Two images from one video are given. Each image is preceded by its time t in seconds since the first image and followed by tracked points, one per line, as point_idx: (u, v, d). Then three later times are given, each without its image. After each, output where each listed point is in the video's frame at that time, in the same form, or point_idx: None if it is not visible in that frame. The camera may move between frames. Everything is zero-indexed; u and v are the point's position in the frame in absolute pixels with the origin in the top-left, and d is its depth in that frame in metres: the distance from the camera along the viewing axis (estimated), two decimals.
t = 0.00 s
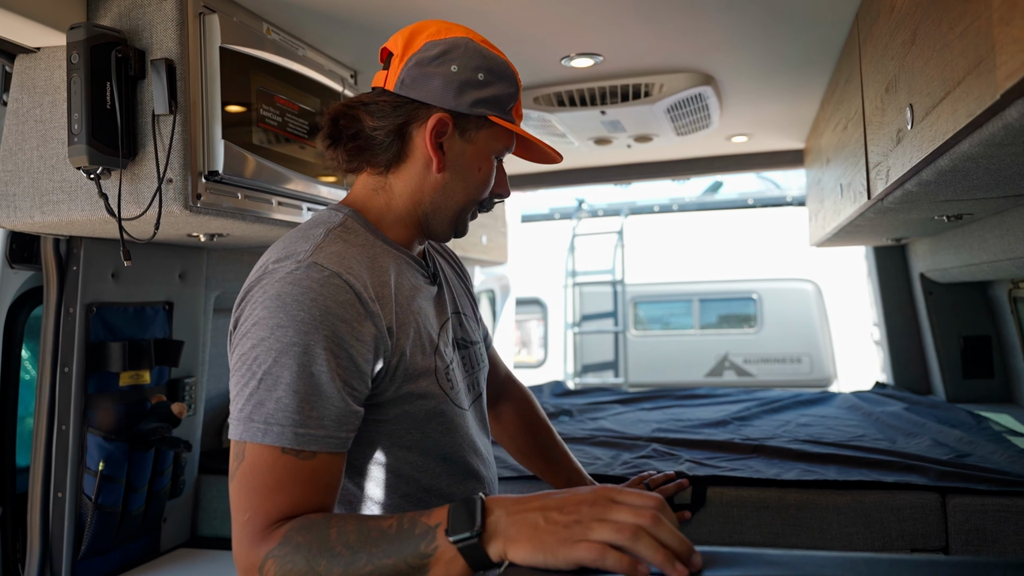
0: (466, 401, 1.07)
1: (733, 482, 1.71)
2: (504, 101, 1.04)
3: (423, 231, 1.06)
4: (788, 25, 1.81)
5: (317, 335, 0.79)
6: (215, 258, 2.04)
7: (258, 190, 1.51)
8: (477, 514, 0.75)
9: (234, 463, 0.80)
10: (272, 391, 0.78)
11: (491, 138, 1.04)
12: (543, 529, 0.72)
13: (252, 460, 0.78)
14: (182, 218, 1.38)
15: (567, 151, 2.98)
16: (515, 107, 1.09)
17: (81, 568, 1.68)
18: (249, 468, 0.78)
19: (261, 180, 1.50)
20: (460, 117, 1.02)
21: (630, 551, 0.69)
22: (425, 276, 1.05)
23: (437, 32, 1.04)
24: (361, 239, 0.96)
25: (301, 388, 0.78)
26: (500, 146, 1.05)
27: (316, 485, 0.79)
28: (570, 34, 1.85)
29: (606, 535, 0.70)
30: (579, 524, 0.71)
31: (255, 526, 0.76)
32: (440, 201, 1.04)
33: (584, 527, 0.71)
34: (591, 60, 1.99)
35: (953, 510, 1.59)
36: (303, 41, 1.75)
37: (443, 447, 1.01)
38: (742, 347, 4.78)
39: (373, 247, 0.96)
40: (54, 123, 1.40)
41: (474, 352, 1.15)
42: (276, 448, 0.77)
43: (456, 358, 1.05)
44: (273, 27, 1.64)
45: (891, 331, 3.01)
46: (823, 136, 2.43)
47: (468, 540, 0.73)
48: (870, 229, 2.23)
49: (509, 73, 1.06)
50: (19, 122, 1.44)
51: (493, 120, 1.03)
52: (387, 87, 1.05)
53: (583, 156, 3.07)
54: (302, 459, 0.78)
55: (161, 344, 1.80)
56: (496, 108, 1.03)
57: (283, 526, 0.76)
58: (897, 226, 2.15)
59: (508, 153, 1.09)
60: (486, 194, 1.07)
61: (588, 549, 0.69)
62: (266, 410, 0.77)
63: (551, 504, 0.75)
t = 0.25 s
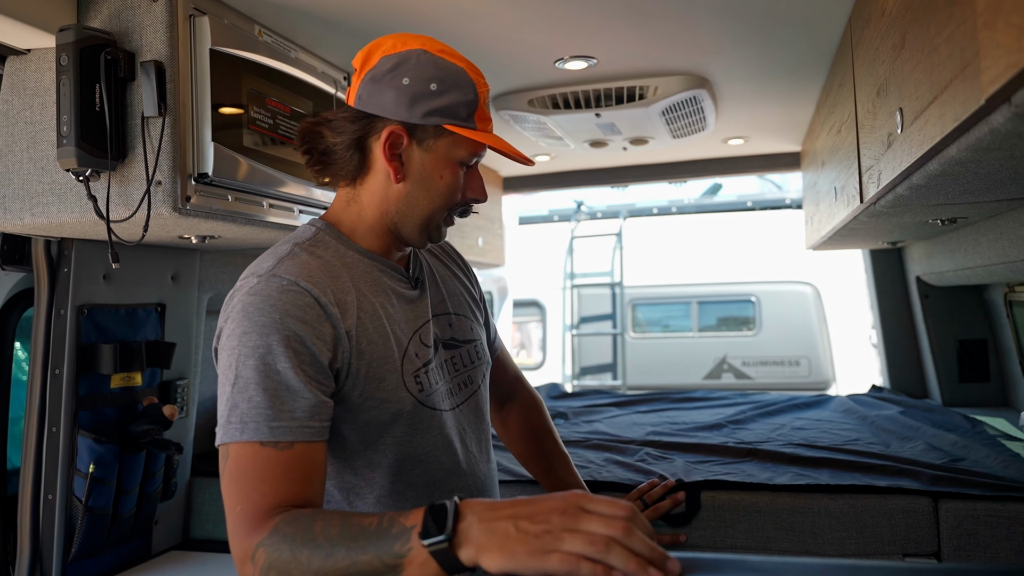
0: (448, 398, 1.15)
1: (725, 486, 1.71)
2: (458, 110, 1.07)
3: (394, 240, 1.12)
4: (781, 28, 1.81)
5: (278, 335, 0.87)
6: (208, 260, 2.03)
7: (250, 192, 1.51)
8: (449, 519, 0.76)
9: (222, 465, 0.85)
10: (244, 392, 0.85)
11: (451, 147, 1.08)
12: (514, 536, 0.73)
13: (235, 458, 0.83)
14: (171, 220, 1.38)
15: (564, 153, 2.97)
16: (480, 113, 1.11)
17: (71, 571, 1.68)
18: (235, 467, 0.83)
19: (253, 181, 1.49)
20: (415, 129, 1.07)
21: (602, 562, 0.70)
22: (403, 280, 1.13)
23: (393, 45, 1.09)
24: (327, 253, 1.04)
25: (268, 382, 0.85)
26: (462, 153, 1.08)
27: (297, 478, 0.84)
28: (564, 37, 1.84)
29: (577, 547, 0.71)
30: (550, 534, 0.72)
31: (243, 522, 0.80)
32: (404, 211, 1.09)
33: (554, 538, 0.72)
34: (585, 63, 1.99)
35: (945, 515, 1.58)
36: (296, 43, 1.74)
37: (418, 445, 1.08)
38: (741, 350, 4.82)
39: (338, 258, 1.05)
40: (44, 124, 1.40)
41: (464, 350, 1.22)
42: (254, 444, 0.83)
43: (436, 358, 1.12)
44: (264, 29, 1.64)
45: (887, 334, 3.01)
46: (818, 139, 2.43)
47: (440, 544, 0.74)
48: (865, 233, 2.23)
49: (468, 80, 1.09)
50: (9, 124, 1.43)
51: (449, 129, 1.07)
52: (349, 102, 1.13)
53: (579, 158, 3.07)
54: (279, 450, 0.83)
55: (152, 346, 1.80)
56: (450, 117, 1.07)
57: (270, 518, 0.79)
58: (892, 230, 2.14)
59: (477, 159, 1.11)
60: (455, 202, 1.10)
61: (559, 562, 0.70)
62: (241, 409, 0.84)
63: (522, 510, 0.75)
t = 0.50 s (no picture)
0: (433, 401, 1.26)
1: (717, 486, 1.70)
2: (421, 136, 1.17)
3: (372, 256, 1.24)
4: (774, 29, 1.81)
5: (259, 352, 0.98)
6: (202, 261, 2.03)
7: (242, 191, 1.51)
8: (424, 521, 0.78)
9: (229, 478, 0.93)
10: (235, 408, 0.94)
11: (416, 172, 1.18)
12: (484, 538, 0.76)
13: (237, 466, 0.92)
14: (161, 221, 1.37)
15: (560, 153, 2.97)
16: (446, 136, 1.19)
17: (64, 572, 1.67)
18: (241, 474, 0.91)
19: (245, 181, 1.49)
20: (381, 157, 1.18)
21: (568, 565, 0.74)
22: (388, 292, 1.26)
23: (360, 75, 1.20)
24: (311, 277, 1.17)
25: (254, 393, 0.94)
26: (428, 176, 1.18)
27: (296, 480, 0.91)
28: (557, 38, 1.84)
29: (544, 550, 0.74)
30: (517, 537, 0.75)
31: (249, 524, 0.87)
32: (376, 231, 1.21)
33: (522, 540, 0.75)
34: (579, 64, 1.99)
35: (938, 517, 1.57)
36: (288, 43, 1.74)
37: (402, 448, 1.21)
38: (741, 351, 4.82)
39: (319, 280, 1.17)
40: (35, 126, 1.39)
41: (449, 356, 1.32)
42: (252, 450, 0.91)
43: (418, 367, 1.24)
44: (256, 30, 1.64)
45: (884, 334, 3.00)
46: (814, 139, 2.42)
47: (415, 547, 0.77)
48: (861, 233, 2.22)
49: (430, 106, 1.18)
50: None
51: (412, 155, 1.17)
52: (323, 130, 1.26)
53: (576, 159, 3.06)
54: (274, 453, 0.91)
55: (145, 347, 1.79)
56: (413, 142, 1.17)
57: (272, 519, 0.86)
58: (888, 230, 2.13)
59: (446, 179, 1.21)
60: (426, 221, 1.21)
61: (527, 565, 0.74)
62: (235, 424, 0.93)
63: (492, 513, 0.78)
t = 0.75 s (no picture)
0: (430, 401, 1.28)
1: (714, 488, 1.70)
2: (421, 154, 1.18)
3: (370, 264, 1.25)
4: (771, 29, 1.80)
5: (263, 347, 0.99)
6: (199, 261, 2.03)
7: (239, 192, 1.51)
8: (414, 523, 0.78)
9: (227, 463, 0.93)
10: (238, 399, 0.95)
11: (416, 186, 1.19)
12: (472, 540, 0.75)
13: (236, 455, 0.91)
14: (155, 221, 1.37)
15: (560, 153, 2.96)
16: (445, 154, 1.20)
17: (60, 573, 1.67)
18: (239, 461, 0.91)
19: (240, 182, 1.49)
20: (382, 171, 1.19)
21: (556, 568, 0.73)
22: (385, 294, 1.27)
23: (363, 89, 1.21)
24: (313, 278, 1.19)
25: (257, 384, 0.95)
26: (426, 192, 1.19)
27: (294, 466, 0.89)
28: (554, 38, 1.84)
29: (532, 553, 0.73)
30: (505, 540, 0.75)
31: (243, 508, 0.87)
32: (374, 241, 1.22)
33: (510, 544, 0.74)
34: (576, 63, 1.98)
35: (937, 519, 1.56)
36: (284, 43, 1.74)
37: (400, 445, 1.22)
38: (742, 351, 4.78)
39: (322, 281, 1.19)
40: (29, 126, 1.39)
41: (445, 356, 1.34)
42: (253, 436, 0.91)
43: (416, 367, 1.25)
44: (252, 30, 1.63)
45: (885, 335, 2.99)
46: (813, 139, 2.42)
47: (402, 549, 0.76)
48: (860, 234, 2.21)
49: (431, 124, 1.19)
50: None
51: (412, 171, 1.18)
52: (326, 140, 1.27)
53: (575, 159, 3.06)
54: (275, 439, 0.91)
55: (142, 347, 1.79)
56: (413, 160, 1.18)
57: (267, 505, 0.86)
58: (887, 230, 2.12)
59: (445, 195, 1.22)
60: (423, 234, 1.22)
61: (515, 568, 0.73)
62: (237, 415, 0.93)
63: (480, 515, 0.77)
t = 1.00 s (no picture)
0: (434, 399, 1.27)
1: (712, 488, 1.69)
2: (435, 154, 1.18)
3: (383, 262, 1.25)
4: (770, 28, 1.79)
5: (266, 334, 1.00)
6: (197, 261, 2.03)
7: (235, 191, 1.50)
8: (407, 522, 0.77)
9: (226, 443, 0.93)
10: (239, 382, 0.95)
11: (429, 185, 1.19)
12: (462, 542, 0.75)
13: (234, 437, 0.91)
14: (150, 220, 1.37)
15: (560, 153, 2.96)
16: (459, 154, 1.20)
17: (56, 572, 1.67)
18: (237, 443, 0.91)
19: (236, 181, 1.49)
20: (395, 170, 1.19)
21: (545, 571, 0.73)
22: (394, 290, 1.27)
23: (380, 88, 1.21)
24: (322, 272, 1.19)
25: (258, 369, 0.95)
26: (439, 192, 1.19)
27: (292, 454, 0.89)
28: (552, 37, 1.83)
29: (522, 555, 0.73)
30: (494, 541, 0.74)
31: (238, 492, 0.87)
32: (387, 240, 1.22)
33: (499, 545, 0.74)
34: (575, 62, 1.98)
35: (935, 521, 1.55)
36: (280, 42, 1.74)
37: (400, 443, 1.22)
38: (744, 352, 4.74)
39: (332, 275, 1.19)
40: (24, 126, 1.39)
41: (451, 358, 1.33)
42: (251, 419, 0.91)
43: (421, 366, 1.24)
44: (248, 29, 1.63)
45: (886, 335, 2.98)
46: (814, 139, 2.41)
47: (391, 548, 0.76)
48: (860, 233, 2.20)
49: (445, 123, 1.18)
50: None
51: (424, 171, 1.18)
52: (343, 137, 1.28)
53: (575, 158, 3.05)
54: (274, 425, 0.90)
55: (139, 347, 1.79)
56: (426, 160, 1.18)
57: (262, 490, 0.86)
58: (886, 230, 2.11)
59: (458, 196, 1.22)
60: (436, 234, 1.22)
61: (505, 570, 0.73)
62: (237, 397, 0.94)
63: (470, 517, 0.76)
